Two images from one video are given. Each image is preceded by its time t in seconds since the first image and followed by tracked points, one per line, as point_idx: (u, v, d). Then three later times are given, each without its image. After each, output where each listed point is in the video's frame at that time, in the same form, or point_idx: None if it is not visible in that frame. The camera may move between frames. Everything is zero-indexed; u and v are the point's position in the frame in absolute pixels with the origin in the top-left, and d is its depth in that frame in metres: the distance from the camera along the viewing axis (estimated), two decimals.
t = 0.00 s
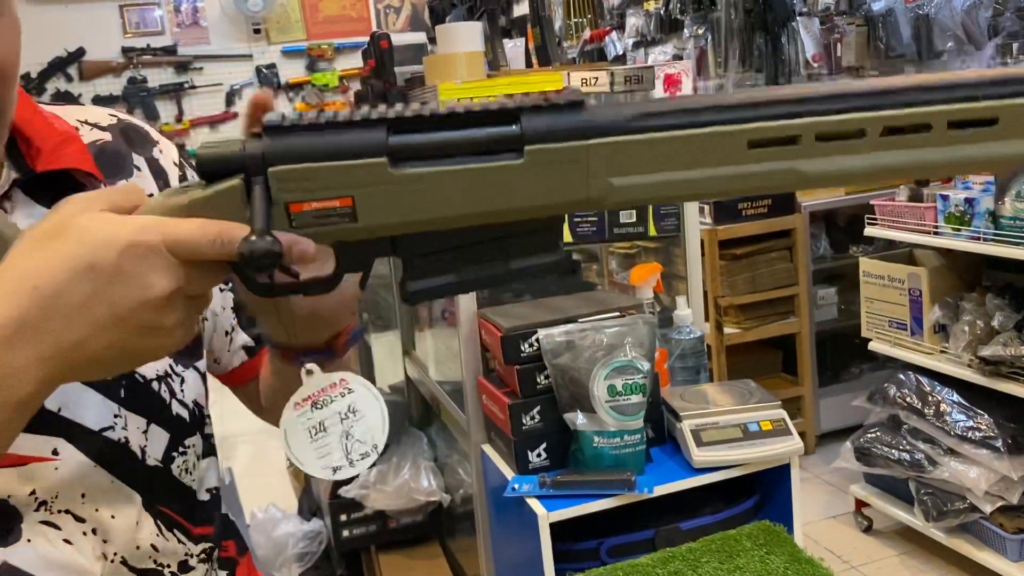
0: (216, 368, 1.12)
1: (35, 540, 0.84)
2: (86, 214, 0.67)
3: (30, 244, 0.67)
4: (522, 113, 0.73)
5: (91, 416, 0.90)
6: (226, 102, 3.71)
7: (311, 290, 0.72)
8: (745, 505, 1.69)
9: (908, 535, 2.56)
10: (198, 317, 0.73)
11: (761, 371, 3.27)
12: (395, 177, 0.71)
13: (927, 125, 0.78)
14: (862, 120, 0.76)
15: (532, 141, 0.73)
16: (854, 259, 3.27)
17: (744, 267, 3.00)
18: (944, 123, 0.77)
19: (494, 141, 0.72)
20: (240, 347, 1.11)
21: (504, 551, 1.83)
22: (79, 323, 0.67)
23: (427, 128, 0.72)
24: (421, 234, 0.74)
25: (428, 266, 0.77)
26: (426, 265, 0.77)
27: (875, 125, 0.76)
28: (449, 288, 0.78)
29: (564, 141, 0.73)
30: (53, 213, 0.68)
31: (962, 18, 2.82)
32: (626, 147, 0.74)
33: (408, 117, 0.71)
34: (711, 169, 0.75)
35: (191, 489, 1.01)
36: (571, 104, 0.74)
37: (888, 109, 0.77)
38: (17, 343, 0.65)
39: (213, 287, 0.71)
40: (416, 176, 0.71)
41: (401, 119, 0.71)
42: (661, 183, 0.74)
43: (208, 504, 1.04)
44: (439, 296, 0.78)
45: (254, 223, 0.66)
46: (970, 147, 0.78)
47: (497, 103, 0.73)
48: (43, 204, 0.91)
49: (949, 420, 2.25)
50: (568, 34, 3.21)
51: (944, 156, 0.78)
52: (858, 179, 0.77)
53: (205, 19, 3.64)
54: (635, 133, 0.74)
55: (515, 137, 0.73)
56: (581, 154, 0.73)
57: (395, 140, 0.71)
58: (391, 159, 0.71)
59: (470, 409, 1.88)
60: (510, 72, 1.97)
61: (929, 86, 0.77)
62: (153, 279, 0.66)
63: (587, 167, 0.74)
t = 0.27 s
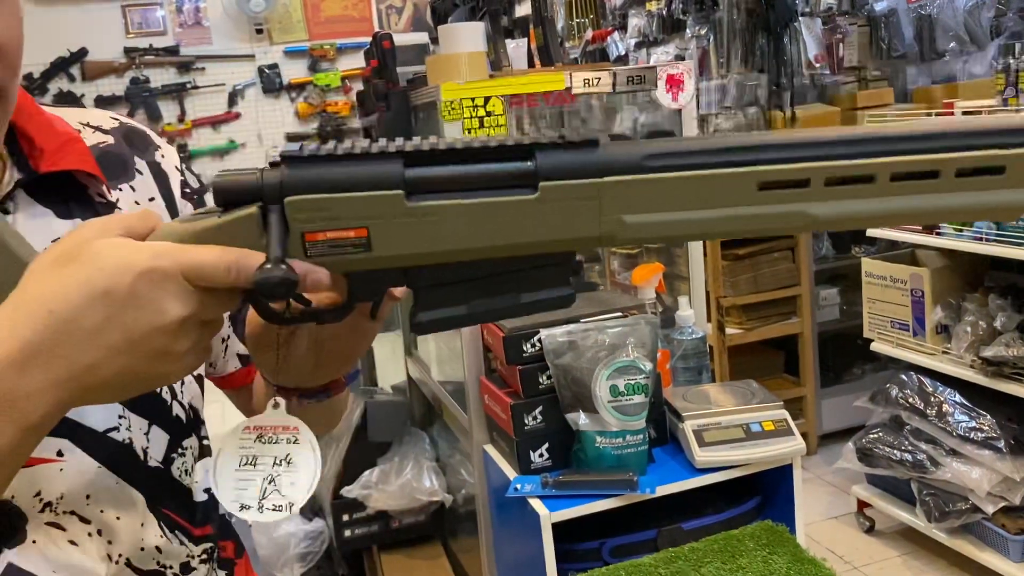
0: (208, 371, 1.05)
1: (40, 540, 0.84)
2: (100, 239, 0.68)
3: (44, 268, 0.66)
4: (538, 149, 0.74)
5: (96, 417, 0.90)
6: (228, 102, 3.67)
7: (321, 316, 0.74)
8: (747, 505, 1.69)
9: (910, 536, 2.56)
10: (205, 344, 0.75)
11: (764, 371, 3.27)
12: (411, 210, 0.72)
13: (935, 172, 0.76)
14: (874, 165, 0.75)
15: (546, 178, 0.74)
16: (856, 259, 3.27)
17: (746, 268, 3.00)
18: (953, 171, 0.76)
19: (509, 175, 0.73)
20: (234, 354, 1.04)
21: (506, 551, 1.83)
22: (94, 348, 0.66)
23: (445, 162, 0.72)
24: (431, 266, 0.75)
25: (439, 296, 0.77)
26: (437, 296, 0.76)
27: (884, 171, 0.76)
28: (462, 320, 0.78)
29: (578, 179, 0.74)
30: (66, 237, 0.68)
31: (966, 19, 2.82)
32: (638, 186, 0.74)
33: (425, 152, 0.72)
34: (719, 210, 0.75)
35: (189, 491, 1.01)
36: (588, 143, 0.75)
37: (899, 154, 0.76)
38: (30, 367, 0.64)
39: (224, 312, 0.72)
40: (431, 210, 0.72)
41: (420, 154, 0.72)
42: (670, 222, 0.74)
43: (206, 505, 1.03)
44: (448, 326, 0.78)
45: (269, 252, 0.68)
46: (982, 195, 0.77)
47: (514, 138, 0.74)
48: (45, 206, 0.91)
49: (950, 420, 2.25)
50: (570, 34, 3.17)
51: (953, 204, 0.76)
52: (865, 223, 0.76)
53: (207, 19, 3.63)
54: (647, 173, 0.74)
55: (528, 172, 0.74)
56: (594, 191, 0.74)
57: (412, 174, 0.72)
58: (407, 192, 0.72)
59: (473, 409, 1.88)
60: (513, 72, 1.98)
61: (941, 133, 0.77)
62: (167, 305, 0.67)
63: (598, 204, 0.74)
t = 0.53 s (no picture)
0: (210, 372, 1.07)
1: (44, 540, 0.84)
2: (108, 246, 0.67)
3: (52, 273, 0.66)
4: (544, 161, 0.73)
5: (99, 417, 0.90)
6: (229, 101, 3.68)
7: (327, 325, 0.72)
8: (748, 506, 1.69)
9: (912, 536, 2.56)
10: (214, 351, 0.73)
11: (766, 371, 3.27)
12: (416, 220, 0.71)
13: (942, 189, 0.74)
14: (880, 181, 0.73)
15: (551, 190, 0.73)
16: (858, 259, 3.27)
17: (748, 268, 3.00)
18: (961, 188, 0.74)
19: (514, 185, 0.72)
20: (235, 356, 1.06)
21: (508, 551, 1.83)
22: (98, 353, 0.66)
23: (452, 172, 0.72)
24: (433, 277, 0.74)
25: (443, 307, 0.76)
26: (440, 306, 0.76)
27: (891, 187, 0.74)
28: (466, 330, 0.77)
29: (583, 192, 0.73)
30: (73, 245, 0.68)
31: (967, 19, 2.85)
32: (643, 199, 0.72)
33: (431, 162, 0.71)
34: (723, 224, 0.73)
35: (192, 492, 1.02)
36: (595, 155, 0.73)
37: (907, 169, 0.74)
38: (35, 372, 0.64)
39: (229, 320, 0.70)
40: (435, 221, 0.71)
41: (426, 164, 0.71)
42: (674, 236, 0.73)
43: (208, 505, 1.05)
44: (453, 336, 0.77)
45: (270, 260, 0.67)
46: (991, 212, 0.74)
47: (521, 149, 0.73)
48: (48, 206, 0.91)
49: (952, 421, 2.25)
50: (572, 34, 3.02)
51: (963, 221, 0.74)
52: (871, 238, 0.75)
53: (208, 20, 3.63)
54: (653, 186, 0.73)
55: (534, 184, 0.72)
56: (599, 204, 0.73)
57: (417, 183, 0.71)
58: (412, 202, 0.71)
59: (474, 409, 1.88)
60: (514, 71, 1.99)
61: (952, 149, 0.74)
62: (172, 313, 0.66)
63: (603, 217, 0.73)
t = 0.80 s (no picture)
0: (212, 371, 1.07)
1: (47, 538, 0.84)
2: (108, 254, 0.66)
3: (51, 283, 0.65)
4: (542, 171, 0.71)
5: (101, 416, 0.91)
6: (231, 101, 3.67)
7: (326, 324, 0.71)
8: (750, 505, 1.69)
9: (915, 536, 2.56)
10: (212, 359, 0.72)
11: (768, 371, 3.27)
12: (414, 229, 0.70)
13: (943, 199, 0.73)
14: (882, 192, 0.72)
15: (550, 199, 0.71)
16: (860, 259, 3.27)
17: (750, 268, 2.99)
18: (963, 198, 0.73)
19: (514, 194, 0.71)
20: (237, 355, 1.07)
21: (510, 550, 1.84)
22: (98, 362, 0.64)
23: (451, 181, 0.70)
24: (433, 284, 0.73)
25: (442, 313, 0.74)
26: (440, 313, 0.74)
27: (893, 197, 0.73)
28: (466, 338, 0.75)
29: (583, 201, 0.71)
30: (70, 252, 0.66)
31: (970, 20, 2.80)
32: (643, 209, 0.71)
33: (429, 171, 0.70)
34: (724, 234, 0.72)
35: (195, 491, 1.01)
36: (593, 164, 0.71)
37: (910, 178, 0.73)
38: (36, 381, 0.63)
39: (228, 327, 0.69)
40: (433, 229, 0.70)
41: (425, 173, 0.70)
42: (673, 245, 0.72)
43: (214, 503, 1.03)
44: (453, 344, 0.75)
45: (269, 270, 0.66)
46: (993, 224, 0.74)
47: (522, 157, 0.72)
48: (49, 205, 0.91)
49: (955, 421, 2.25)
50: (574, 33, 2.98)
51: (961, 231, 0.74)
52: (872, 248, 0.73)
53: (211, 19, 3.63)
54: (654, 197, 0.71)
55: (534, 192, 0.71)
56: (598, 213, 0.71)
57: (415, 192, 0.70)
58: (410, 210, 0.70)
59: (476, 409, 1.88)
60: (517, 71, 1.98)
61: (956, 159, 0.73)
62: (172, 322, 0.65)
63: (602, 226, 0.71)
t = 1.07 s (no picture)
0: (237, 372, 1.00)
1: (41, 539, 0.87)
2: (153, 323, 0.65)
3: (97, 355, 0.63)
4: (558, 224, 0.69)
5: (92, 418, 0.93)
6: (233, 100, 3.67)
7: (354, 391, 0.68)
8: (752, 505, 1.69)
9: (916, 536, 2.55)
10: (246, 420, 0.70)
11: (769, 370, 3.27)
12: (440, 284, 0.67)
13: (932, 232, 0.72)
14: (874, 227, 0.70)
15: (571, 251, 0.68)
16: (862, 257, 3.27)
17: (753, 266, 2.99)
18: (949, 232, 0.72)
19: (533, 248, 0.68)
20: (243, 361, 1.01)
21: (511, 549, 1.84)
22: (142, 432, 0.63)
23: (470, 237, 0.67)
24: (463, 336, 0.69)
25: (469, 364, 0.70)
26: (468, 363, 0.70)
27: (884, 234, 0.70)
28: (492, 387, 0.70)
29: (599, 251, 0.68)
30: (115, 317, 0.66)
31: (972, 19, 2.79)
32: (656, 256, 0.68)
33: (452, 228, 0.67)
34: (739, 277, 0.69)
35: (192, 493, 0.99)
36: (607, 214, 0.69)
37: (907, 209, 0.71)
38: (80, 450, 0.62)
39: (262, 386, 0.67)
40: (456, 287, 0.67)
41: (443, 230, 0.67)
42: (688, 289, 0.69)
43: (213, 501, 1.02)
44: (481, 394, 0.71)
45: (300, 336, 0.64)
46: (982, 255, 0.72)
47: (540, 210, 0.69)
48: (41, 205, 0.93)
49: (956, 420, 2.25)
50: (576, 33, 3.26)
51: (953, 264, 0.72)
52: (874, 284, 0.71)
53: (212, 19, 3.63)
54: (667, 242, 0.69)
55: (550, 245, 0.68)
56: (616, 260, 0.68)
57: (440, 248, 0.67)
58: (437, 268, 0.67)
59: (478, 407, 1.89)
60: (519, 71, 1.98)
61: (946, 195, 0.72)
62: (215, 387, 0.63)
63: (619, 272, 0.69)
